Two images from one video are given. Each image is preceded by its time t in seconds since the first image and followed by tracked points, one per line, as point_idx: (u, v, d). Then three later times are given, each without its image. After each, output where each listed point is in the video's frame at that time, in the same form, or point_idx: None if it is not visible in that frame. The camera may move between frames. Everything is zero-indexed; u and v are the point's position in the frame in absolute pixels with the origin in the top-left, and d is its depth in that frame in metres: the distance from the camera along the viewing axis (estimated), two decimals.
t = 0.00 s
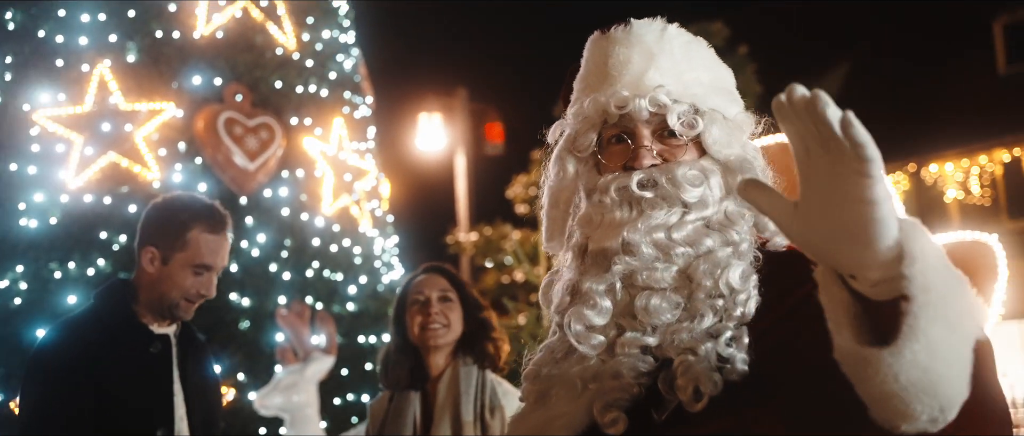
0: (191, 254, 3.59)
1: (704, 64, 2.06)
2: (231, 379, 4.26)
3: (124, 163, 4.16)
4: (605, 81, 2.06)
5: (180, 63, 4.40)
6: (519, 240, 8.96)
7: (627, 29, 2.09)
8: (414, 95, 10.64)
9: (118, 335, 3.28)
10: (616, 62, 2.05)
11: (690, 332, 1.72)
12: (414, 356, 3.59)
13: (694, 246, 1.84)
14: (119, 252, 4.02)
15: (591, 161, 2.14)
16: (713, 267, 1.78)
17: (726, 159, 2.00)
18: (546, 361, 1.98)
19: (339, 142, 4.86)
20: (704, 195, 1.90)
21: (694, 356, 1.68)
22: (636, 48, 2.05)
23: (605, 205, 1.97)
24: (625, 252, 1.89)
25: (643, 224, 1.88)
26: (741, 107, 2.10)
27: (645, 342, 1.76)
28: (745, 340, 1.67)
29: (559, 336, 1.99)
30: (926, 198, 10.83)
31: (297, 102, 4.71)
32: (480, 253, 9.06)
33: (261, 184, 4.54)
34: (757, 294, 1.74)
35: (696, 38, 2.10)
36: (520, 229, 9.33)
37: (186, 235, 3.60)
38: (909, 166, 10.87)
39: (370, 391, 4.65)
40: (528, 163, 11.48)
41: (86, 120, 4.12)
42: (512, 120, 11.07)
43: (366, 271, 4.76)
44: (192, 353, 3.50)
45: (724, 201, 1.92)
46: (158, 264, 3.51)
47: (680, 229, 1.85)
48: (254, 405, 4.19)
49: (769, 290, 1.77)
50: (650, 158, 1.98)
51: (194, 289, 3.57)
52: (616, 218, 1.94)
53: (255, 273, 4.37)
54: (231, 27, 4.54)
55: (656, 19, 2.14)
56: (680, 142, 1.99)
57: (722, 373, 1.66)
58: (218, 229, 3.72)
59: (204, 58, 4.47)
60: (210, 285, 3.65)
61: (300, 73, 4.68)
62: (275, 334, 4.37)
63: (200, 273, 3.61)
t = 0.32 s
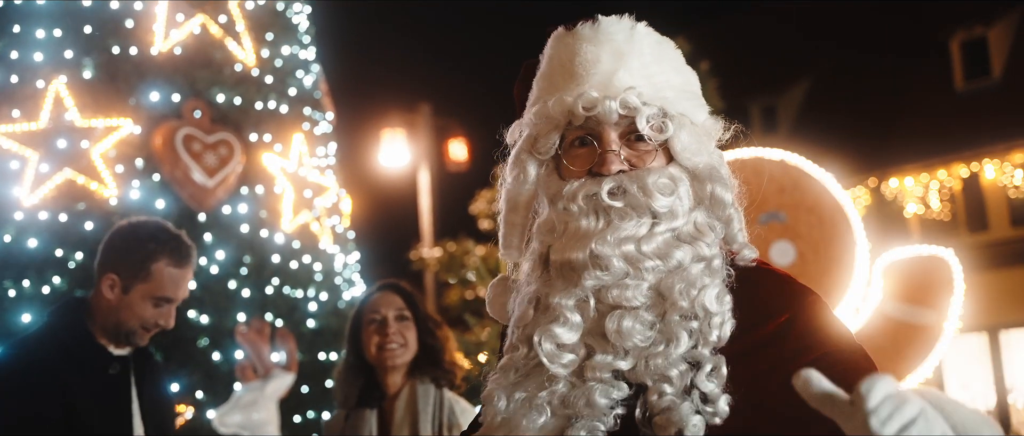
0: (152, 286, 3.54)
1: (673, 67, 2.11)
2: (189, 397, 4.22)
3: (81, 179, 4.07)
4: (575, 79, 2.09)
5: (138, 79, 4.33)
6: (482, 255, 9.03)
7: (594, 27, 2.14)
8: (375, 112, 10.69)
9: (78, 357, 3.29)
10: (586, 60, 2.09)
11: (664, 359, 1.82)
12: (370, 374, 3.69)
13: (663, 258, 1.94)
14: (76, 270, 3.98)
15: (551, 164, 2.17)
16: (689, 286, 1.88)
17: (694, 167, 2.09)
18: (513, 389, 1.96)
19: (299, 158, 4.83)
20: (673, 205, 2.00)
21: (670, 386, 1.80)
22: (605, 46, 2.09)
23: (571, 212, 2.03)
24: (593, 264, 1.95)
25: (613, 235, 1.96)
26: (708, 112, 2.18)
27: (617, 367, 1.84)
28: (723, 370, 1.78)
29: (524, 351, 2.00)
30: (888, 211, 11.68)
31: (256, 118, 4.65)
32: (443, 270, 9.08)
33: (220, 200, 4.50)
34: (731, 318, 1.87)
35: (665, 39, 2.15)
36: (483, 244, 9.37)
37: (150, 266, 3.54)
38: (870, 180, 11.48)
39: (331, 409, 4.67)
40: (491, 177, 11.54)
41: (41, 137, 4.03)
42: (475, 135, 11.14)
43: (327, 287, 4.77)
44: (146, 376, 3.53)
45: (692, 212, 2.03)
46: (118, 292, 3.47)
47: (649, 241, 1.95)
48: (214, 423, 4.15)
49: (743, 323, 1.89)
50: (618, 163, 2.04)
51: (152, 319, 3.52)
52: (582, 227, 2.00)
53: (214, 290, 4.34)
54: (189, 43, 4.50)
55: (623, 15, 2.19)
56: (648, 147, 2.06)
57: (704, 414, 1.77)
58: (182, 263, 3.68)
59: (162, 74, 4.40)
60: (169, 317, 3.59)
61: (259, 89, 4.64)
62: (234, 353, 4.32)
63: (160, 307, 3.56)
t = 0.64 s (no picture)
0: (143, 301, 3.43)
1: (673, 63, 2.15)
2: (184, 400, 4.22)
3: (73, 182, 4.06)
4: (574, 69, 2.11)
5: (130, 81, 4.31)
6: (477, 258, 9.03)
7: (594, 15, 2.18)
8: (369, 115, 10.69)
9: (73, 364, 3.28)
10: (586, 49, 2.12)
11: (666, 367, 1.83)
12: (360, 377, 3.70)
13: (663, 257, 1.94)
14: (68, 273, 3.97)
15: (545, 157, 2.19)
16: (691, 290, 1.88)
17: (692, 164, 2.09)
18: (508, 391, 1.96)
19: (292, 161, 4.82)
20: (671, 202, 1.99)
21: (672, 397, 1.79)
22: (604, 36, 2.13)
23: (569, 205, 2.02)
24: (592, 263, 1.95)
25: (611, 233, 1.95)
26: (705, 107, 2.21)
27: (617, 374, 1.84)
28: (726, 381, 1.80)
29: (520, 355, 1.98)
30: (884, 211, 11.76)
31: (250, 120, 4.65)
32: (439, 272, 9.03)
33: (214, 203, 4.50)
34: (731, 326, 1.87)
35: (665, 33, 2.19)
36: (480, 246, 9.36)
37: (141, 281, 3.43)
38: (865, 179, 11.52)
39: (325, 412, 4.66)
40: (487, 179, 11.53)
41: (33, 140, 4.01)
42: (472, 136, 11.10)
43: (321, 290, 4.76)
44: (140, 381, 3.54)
45: (691, 211, 2.03)
46: (110, 303, 3.40)
47: (648, 240, 1.95)
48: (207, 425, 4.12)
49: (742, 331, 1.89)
50: (616, 156, 2.05)
51: (143, 331, 3.46)
52: (578, 223, 2.00)
53: (207, 293, 4.34)
54: (181, 46, 4.50)
55: (623, 5, 2.24)
56: (646, 140, 2.07)
57: (707, 428, 1.76)
58: (176, 280, 3.55)
59: (155, 76, 4.40)
60: (161, 331, 3.52)
61: (251, 92, 4.63)
62: (228, 355, 4.30)
63: (151, 320, 3.47)
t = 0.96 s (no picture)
0: (137, 320, 3.44)
1: (672, 65, 2.19)
2: (179, 405, 4.18)
3: (71, 188, 3.98)
4: (575, 60, 2.15)
5: (127, 86, 4.26)
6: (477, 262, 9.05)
7: (596, 9, 2.24)
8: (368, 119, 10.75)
9: (65, 374, 3.28)
10: (591, 41, 2.16)
11: (668, 369, 1.84)
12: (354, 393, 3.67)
13: (663, 255, 1.95)
14: (65, 279, 3.92)
15: (541, 150, 2.21)
16: (694, 292, 1.90)
17: (689, 165, 2.13)
18: (519, 405, 1.92)
19: (290, 165, 4.80)
20: (670, 200, 2.01)
21: (674, 402, 1.81)
22: (607, 28, 2.17)
23: (567, 199, 2.02)
24: (591, 259, 1.96)
25: (612, 229, 1.96)
26: (704, 109, 2.25)
27: (620, 377, 1.85)
28: (726, 386, 1.83)
29: (523, 359, 1.93)
30: (884, 215, 11.72)
31: (247, 125, 4.63)
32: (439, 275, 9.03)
33: (212, 207, 4.46)
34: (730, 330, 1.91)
35: (666, 35, 2.23)
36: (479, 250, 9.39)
37: (134, 301, 3.42)
38: (865, 183, 11.47)
39: (323, 417, 4.69)
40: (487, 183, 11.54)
41: (32, 146, 3.94)
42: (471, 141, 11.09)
43: (319, 295, 4.78)
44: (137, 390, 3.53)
45: (690, 211, 2.05)
46: (105, 319, 3.38)
47: (647, 239, 1.96)
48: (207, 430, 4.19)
49: (740, 340, 1.94)
50: (615, 151, 2.07)
51: (138, 349, 3.44)
52: (577, 218, 2.00)
53: (205, 299, 4.32)
54: (179, 51, 4.47)
55: (625, 2, 2.28)
56: (644, 137, 2.10)
57: (709, 433, 1.79)
58: (170, 299, 3.56)
59: (153, 80, 4.35)
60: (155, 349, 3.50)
61: (249, 96, 4.62)
62: (225, 360, 4.31)
63: (145, 338, 3.46)
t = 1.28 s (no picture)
0: (137, 338, 3.33)
1: (656, 67, 2.19)
2: (177, 413, 4.16)
3: (67, 194, 3.96)
4: (555, 67, 2.14)
5: (124, 94, 4.24)
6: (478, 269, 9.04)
7: (576, 14, 2.23)
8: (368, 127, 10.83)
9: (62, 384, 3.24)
10: (572, 47, 2.15)
11: (657, 379, 1.84)
12: (347, 405, 3.53)
13: (649, 262, 1.95)
14: (62, 286, 3.89)
15: (524, 159, 2.20)
16: (682, 299, 1.90)
17: (676, 169, 2.11)
18: (508, 418, 1.91)
19: (288, 172, 4.79)
20: (656, 205, 2.00)
21: (663, 412, 1.81)
22: (589, 33, 2.16)
23: (552, 207, 2.02)
24: (576, 268, 1.95)
25: (596, 238, 1.95)
26: (689, 112, 2.25)
27: (607, 389, 1.84)
28: (716, 394, 1.82)
29: (510, 372, 1.92)
30: (884, 222, 11.70)
31: (245, 132, 4.60)
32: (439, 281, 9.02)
33: (208, 215, 4.43)
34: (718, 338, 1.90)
35: (647, 35, 2.23)
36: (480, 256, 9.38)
37: (135, 319, 3.32)
38: (865, 189, 11.53)
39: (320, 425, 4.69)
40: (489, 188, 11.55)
41: (28, 153, 3.89)
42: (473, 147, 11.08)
43: (317, 302, 4.77)
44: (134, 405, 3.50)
45: (677, 216, 2.04)
46: (104, 336, 3.31)
47: (633, 246, 1.95)
48: None
49: (729, 348, 1.94)
50: (599, 159, 2.07)
51: (137, 365, 3.39)
52: (560, 226, 1.99)
53: (202, 306, 4.30)
54: (177, 57, 4.43)
55: (606, 5, 2.28)
56: (631, 142, 2.10)
57: None
58: (169, 318, 3.43)
59: (150, 88, 4.32)
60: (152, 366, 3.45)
61: (247, 103, 4.60)
62: (223, 367, 4.24)
63: (144, 355, 3.39)
